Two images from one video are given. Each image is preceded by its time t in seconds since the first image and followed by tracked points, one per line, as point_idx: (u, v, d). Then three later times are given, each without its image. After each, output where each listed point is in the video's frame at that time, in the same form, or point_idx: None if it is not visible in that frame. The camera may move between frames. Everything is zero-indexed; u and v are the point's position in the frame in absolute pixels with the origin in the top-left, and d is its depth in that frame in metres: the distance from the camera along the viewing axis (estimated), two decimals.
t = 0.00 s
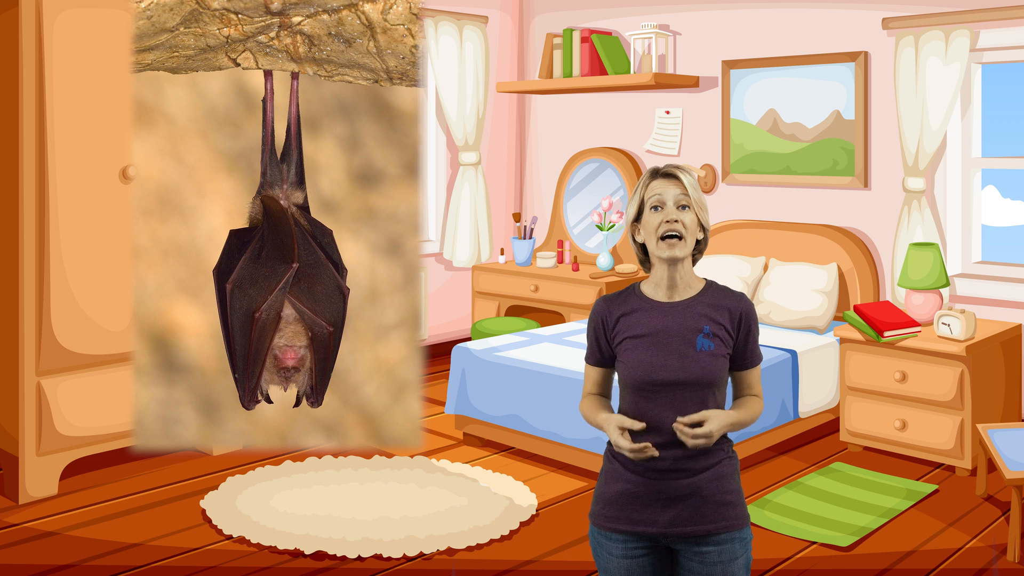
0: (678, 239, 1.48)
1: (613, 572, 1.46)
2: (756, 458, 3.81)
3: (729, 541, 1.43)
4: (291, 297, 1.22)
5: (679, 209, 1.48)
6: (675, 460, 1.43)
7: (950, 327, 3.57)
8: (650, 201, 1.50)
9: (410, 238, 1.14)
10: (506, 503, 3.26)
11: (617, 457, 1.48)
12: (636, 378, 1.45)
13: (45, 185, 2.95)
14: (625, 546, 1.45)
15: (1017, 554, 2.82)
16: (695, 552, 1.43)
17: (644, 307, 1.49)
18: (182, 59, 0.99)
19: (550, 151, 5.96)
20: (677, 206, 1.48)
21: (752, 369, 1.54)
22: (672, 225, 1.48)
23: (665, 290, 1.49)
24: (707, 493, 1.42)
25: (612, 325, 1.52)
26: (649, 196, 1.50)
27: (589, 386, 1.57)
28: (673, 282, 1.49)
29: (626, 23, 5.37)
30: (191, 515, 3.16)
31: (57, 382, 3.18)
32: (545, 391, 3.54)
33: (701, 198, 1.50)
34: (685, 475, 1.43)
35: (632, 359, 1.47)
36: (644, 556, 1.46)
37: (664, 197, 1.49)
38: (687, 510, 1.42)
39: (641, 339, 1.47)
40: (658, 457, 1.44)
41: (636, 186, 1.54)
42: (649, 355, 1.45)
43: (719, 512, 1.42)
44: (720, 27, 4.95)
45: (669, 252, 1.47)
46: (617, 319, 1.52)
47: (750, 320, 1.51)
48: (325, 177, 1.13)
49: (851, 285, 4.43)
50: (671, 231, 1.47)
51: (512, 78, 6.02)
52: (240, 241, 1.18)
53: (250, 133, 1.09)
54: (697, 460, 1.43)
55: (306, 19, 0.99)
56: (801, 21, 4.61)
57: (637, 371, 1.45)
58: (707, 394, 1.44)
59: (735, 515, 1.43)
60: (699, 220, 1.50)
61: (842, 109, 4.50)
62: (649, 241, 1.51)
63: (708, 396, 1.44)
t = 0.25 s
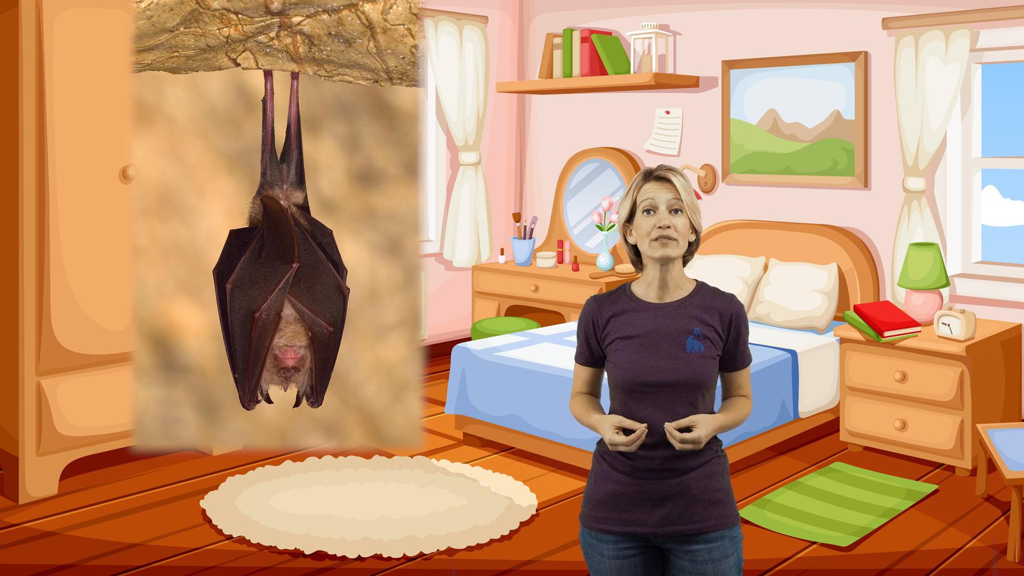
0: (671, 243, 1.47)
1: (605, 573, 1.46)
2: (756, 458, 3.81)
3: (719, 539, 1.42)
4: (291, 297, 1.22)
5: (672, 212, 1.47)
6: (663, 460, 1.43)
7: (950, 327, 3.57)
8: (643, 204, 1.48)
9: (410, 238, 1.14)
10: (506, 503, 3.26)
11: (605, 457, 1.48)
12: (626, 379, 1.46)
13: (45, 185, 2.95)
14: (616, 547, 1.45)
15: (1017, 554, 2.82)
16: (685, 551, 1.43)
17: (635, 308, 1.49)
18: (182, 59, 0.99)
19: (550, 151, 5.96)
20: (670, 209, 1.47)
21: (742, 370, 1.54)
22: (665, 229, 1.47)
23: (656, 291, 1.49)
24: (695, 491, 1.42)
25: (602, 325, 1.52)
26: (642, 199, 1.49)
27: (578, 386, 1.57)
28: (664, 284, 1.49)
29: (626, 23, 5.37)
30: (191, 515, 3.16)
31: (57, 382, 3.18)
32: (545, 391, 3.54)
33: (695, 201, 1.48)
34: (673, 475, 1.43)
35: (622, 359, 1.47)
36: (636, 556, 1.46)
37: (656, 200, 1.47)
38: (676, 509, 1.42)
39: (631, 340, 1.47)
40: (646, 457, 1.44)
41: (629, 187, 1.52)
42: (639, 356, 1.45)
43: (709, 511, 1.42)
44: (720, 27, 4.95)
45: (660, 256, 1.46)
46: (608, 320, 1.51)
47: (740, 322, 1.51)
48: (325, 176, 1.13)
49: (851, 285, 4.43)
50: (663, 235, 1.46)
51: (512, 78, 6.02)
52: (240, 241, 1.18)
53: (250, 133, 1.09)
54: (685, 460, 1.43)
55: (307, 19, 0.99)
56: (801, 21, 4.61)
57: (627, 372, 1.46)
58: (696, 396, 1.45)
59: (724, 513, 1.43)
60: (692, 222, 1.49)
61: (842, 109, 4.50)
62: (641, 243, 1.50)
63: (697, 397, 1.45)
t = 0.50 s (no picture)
0: (668, 246, 1.47)
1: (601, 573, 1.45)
2: (756, 458, 3.81)
3: (714, 536, 1.43)
4: (291, 297, 1.23)
5: (670, 215, 1.47)
6: (657, 459, 1.44)
7: (950, 327, 3.57)
8: (640, 206, 1.48)
9: (410, 238, 1.14)
10: (506, 503, 3.26)
11: (599, 458, 1.48)
12: (620, 380, 1.46)
13: (45, 185, 2.95)
14: (611, 547, 1.45)
15: (1017, 554, 2.82)
16: (681, 549, 1.44)
17: (630, 309, 1.49)
18: (182, 59, 0.99)
19: (550, 151, 5.96)
20: (667, 212, 1.47)
21: (735, 371, 1.54)
22: (662, 232, 1.46)
23: (651, 293, 1.49)
24: (690, 489, 1.43)
25: (597, 325, 1.52)
26: (639, 201, 1.49)
27: (570, 385, 1.57)
28: (660, 286, 1.49)
29: (626, 23, 5.37)
30: (191, 515, 3.16)
31: (57, 382, 3.18)
32: (545, 391, 3.54)
33: (692, 205, 1.48)
34: (667, 473, 1.44)
35: (616, 360, 1.47)
36: (631, 556, 1.46)
37: (654, 203, 1.47)
38: (671, 507, 1.42)
39: (626, 340, 1.47)
40: (639, 456, 1.44)
41: (627, 188, 1.52)
42: (633, 357, 1.45)
43: (704, 508, 1.43)
44: (720, 27, 4.95)
45: (657, 259, 1.46)
46: (603, 320, 1.51)
47: (734, 323, 1.50)
48: (325, 177, 1.13)
49: (851, 285, 4.43)
50: (660, 238, 1.46)
51: (511, 78, 6.02)
52: (240, 242, 1.18)
53: (250, 133, 1.09)
54: (679, 459, 1.44)
55: (307, 19, 0.99)
56: (801, 21, 4.61)
57: (622, 373, 1.45)
58: (690, 397, 1.45)
59: (719, 510, 1.44)
60: (689, 226, 1.49)
61: (842, 109, 4.50)
62: (638, 245, 1.50)
63: (691, 399, 1.45)
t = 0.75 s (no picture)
0: (674, 244, 1.47)
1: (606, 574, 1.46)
2: (756, 457, 3.81)
3: (720, 539, 1.42)
4: (291, 297, 1.22)
5: (674, 213, 1.47)
6: (663, 461, 1.44)
7: (950, 327, 3.57)
8: (645, 205, 1.49)
9: (410, 238, 1.14)
10: (506, 503, 3.26)
11: (605, 458, 1.48)
12: (626, 380, 1.45)
13: (45, 185, 2.95)
14: (616, 548, 1.45)
15: (1017, 554, 2.82)
16: (686, 552, 1.43)
17: (636, 308, 1.49)
18: (182, 59, 0.99)
19: (550, 151, 5.96)
20: (672, 210, 1.47)
21: (741, 372, 1.54)
22: (667, 230, 1.47)
23: (656, 292, 1.49)
24: (696, 492, 1.42)
25: (603, 325, 1.52)
26: (644, 199, 1.49)
27: (578, 386, 1.57)
28: (665, 285, 1.49)
29: (626, 23, 5.37)
30: (191, 515, 3.16)
31: (57, 382, 3.18)
32: (545, 391, 3.54)
33: (696, 202, 1.48)
34: (673, 475, 1.43)
35: (622, 360, 1.47)
36: (636, 557, 1.46)
37: (659, 200, 1.48)
38: (677, 510, 1.42)
39: (632, 340, 1.47)
40: (647, 456, 1.44)
41: (631, 187, 1.53)
42: (639, 356, 1.45)
43: (710, 511, 1.42)
44: (720, 27, 4.95)
45: (663, 256, 1.47)
46: (609, 320, 1.51)
47: (740, 323, 1.51)
48: (325, 177, 1.13)
49: (851, 285, 4.43)
50: (666, 236, 1.47)
51: (512, 78, 6.03)
52: (240, 241, 1.18)
53: (250, 133, 1.09)
54: (685, 461, 1.44)
55: (307, 19, 0.99)
56: (801, 21, 4.61)
57: (627, 372, 1.45)
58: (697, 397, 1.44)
59: (725, 514, 1.43)
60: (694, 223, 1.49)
61: (842, 109, 4.50)
62: (643, 244, 1.50)
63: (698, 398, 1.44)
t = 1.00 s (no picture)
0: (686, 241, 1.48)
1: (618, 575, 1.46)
2: (756, 457, 3.81)
3: (734, 545, 1.42)
4: (291, 297, 1.21)
5: (686, 210, 1.48)
6: (679, 464, 1.43)
7: (950, 327, 3.57)
8: (656, 202, 1.49)
9: (410, 238, 1.14)
10: (506, 503, 3.26)
11: (620, 459, 1.48)
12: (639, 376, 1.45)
13: (45, 185, 2.95)
14: (629, 550, 1.45)
15: (1017, 554, 2.82)
16: (700, 556, 1.43)
17: (648, 306, 1.49)
18: (182, 59, 0.99)
19: (550, 151, 5.96)
20: (684, 207, 1.48)
21: (757, 370, 1.53)
22: (679, 227, 1.47)
23: (669, 289, 1.50)
24: (711, 497, 1.42)
25: (616, 324, 1.53)
26: (655, 197, 1.50)
27: (593, 385, 1.58)
28: (678, 282, 1.49)
29: (626, 23, 5.37)
30: (191, 515, 3.16)
31: (57, 382, 3.18)
32: (545, 391, 3.54)
33: (707, 198, 1.49)
34: (689, 479, 1.43)
35: (636, 357, 1.47)
36: (649, 559, 1.46)
37: (670, 198, 1.49)
38: (691, 514, 1.42)
39: (645, 337, 1.47)
40: (663, 459, 1.44)
41: (641, 185, 1.53)
42: (652, 353, 1.45)
43: (725, 517, 1.42)
44: (720, 27, 4.95)
45: (676, 254, 1.47)
46: (622, 318, 1.52)
47: (754, 319, 1.51)
48: (325, 176, 1.13)
49: (851, 285, 4.43)
50: (678, 233, 1.47)
51: (512, 78, 6.03)
52: (240, 242, 1.18)
53: (250, 133, 1.09)
54: (701, 464, 1.43)
55: (307, 19, 0.99)
56: (800, 21, 4.61)
57: (640, 369, 1.46)
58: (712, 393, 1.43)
59: (740, 520, 1.43)
60: (705, 220, 1.50)
61: (842, 109, 4.50)
62: (655, 242, 1.51)
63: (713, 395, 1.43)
